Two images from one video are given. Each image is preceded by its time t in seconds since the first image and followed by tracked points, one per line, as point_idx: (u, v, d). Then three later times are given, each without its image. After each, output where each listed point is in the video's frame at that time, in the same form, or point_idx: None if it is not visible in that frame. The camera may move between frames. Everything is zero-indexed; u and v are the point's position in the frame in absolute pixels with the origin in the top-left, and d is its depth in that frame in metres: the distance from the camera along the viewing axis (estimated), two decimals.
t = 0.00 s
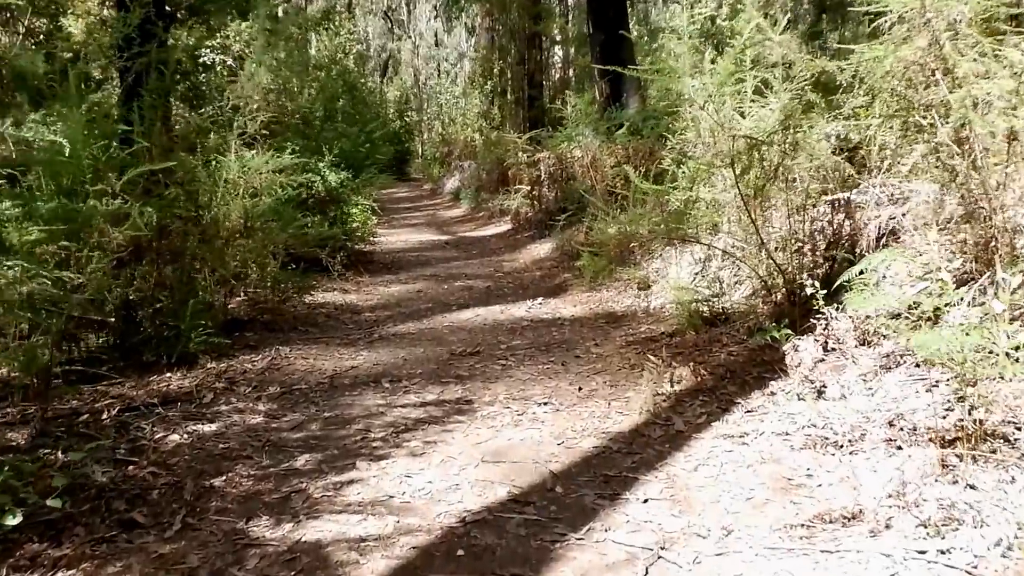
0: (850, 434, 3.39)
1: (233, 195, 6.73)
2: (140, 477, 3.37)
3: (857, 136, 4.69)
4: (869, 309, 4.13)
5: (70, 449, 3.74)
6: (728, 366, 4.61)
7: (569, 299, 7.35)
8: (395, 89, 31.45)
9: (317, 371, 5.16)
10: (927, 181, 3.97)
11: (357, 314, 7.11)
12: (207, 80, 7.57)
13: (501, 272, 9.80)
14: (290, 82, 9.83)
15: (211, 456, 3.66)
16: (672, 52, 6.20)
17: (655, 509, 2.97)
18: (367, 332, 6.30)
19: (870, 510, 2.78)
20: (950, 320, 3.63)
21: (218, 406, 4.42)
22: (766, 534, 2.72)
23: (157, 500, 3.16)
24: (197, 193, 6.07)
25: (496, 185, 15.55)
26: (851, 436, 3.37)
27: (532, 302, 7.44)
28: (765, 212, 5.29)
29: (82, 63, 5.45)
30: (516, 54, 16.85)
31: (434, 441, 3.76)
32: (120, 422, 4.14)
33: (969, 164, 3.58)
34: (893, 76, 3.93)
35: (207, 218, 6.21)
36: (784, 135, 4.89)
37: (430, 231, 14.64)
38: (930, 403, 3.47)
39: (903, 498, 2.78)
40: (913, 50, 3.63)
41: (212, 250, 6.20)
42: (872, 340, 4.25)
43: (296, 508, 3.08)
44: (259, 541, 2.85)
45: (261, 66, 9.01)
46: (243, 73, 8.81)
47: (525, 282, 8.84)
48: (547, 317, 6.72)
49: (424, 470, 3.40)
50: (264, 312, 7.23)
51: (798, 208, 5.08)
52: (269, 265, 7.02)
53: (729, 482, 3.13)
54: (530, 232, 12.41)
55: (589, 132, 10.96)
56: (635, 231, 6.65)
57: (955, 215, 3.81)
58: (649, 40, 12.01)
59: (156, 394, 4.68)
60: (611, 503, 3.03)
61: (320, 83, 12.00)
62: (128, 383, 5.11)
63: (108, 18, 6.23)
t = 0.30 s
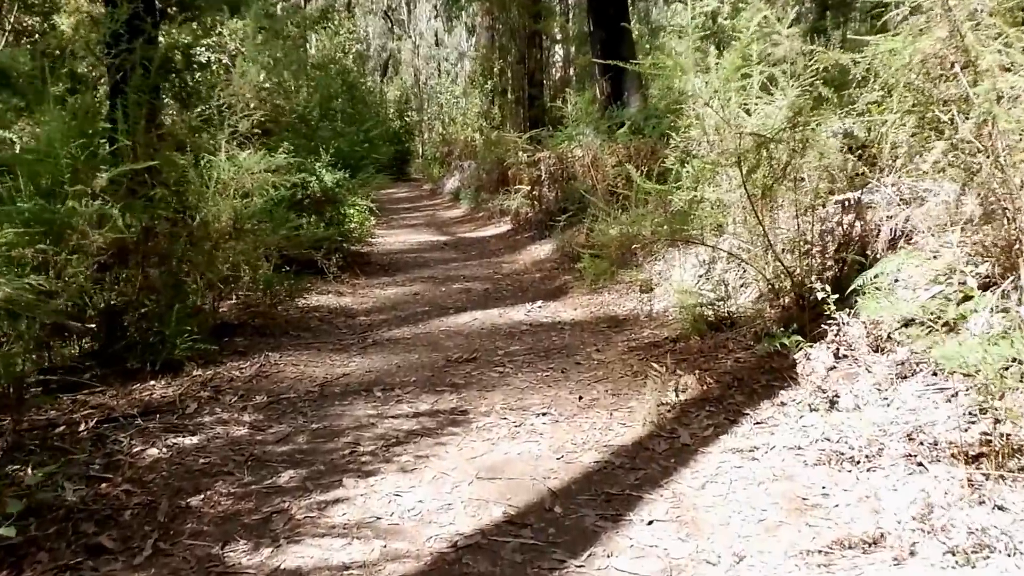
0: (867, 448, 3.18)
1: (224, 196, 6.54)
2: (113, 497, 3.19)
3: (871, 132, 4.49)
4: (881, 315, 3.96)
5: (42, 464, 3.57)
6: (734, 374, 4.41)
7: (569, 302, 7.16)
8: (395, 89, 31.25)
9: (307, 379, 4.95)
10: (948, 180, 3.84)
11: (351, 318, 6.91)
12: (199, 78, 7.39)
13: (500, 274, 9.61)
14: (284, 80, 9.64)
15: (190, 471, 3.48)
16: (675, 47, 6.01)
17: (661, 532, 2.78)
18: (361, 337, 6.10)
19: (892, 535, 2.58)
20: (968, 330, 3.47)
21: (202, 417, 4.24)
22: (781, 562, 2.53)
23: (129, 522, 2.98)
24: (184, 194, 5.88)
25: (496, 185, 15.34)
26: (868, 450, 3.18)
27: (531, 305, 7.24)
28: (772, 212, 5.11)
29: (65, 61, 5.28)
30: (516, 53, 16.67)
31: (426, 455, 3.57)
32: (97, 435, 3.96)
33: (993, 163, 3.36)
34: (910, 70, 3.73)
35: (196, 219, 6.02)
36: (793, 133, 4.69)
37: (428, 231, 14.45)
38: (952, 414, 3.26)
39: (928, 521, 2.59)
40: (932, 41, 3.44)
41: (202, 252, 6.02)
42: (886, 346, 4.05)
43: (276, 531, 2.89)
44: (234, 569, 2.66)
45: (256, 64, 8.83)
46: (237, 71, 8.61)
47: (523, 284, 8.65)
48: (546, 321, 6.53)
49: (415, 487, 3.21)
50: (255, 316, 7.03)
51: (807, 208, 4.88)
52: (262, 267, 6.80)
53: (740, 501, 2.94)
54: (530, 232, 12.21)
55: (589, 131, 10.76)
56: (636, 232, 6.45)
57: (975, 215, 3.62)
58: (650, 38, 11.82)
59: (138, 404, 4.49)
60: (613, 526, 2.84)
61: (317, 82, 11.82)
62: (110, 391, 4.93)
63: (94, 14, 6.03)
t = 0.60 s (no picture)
0: (883, 467, 3.00)
1: (212, 199, 6.35)
2: (81, 521, 3.02)
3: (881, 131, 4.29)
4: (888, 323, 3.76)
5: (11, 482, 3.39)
6: (739, 385, 4.24)
7: (568, 307, 6.97)
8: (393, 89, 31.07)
9: (295, 390, 4.75)
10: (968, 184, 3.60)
11: (343, 323, 6.71)
12: (189, 77, 7.21)
13: (496, 276, 9.42)
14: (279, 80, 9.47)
15: (166, 491, 3.30)
16: (677, 45, 5.84)
17: (666, 561, 2.62)
18: (352, 344, 5.92)
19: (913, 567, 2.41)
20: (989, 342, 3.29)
21: (182, 430, 4.05)
22: None
23: (96, 550, 2.81)
24: (168, 196, 5.68)
25: (493, 185, 15.16)
26: (883, 468, 2.99)
27: (529, 310, 7.05)
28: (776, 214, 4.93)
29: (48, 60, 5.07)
30: (514, 52, 16.51)
31: (416, 473, 3.38)
32: (72, 450, 3.78)
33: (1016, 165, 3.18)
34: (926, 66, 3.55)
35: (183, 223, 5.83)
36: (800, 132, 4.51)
37: (425, 232, 14.26)
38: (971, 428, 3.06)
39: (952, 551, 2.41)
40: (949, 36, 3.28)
41: (189, 257, 5.81)
42: (898, 356, 3.87)
43: (254, 559, 2.72)
44: None
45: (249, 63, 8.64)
46: (229, 69, 8.43)
47: (520, 287, 8.47)
48: (544, 326, 6.35)
49: (404, 510, 3.03)
50: (245, 321, 6.84)
51: (814, 211, 4.70)
52: (253, 272, 6.59)
53: (749, 526, 2.77)
54: (528, 234, 12.02)
55: (587, 131, 10.58)
56: (636, 235, 6.27)
57: (993, 219, 3.44)
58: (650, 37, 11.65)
59: (117, 416, 4.31)
60: (614, 553, 2.67)
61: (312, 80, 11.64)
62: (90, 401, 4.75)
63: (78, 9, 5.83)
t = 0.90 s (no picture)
0: (906, 485, 2.82)
1: (203, 198, 6.16)
2: (51, 544, 2.83)
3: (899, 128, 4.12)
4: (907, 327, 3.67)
5: None
6: (750, 394, 4.06)
7: (568, 310, 6.79)
8: (392, 88, 30.86)
9: (285, 397, 4.56)
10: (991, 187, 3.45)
11: (337, 327, 6.52)
12: (181, 74, 7.02)
13: (495, 278, 9.24)
14: (273, 77, 9.29)
15: (144, 509, 3.11)
16: (682, 41, 5.67)
17: None
18: (346, 348, 5.73)
19: None
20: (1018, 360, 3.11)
21: (166, 441, 3.86)
22: None
23: None
24: (156, 196, 5.49)
25: (492, 185, 14.96)
26: (907, 487, 2.81)
27: (528, 313, 6.86)
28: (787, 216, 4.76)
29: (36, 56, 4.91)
30: (513, 51, 16.34)
31: (409, 489, 3.20)
32: (47, 463, 3.59)
33: None
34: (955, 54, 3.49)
35: (173, 223, 5.63)
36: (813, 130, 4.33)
37: (423, 232, 14.07)
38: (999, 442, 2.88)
39: None
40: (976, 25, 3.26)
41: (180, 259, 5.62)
42: (916, 363, 3.70)
43: None
44: None
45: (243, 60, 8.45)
46: (222, 67, 8.23)
47: (519, 290, 8.28)
48: (544, 331, 6.16)
49: (396, 531, 2.84)
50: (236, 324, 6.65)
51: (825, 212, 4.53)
52: (247, 274, 6.38)
53: (766, 552, 2.59)
54: (527, 234, 11.83)
55: (588, 130, 10.40)
56: (639, 236, 6.08)
57: None
58: (650, 35, 11.48)
59: (99, 425, 4.12)
60: None
61: (310, 78, 11.46)
62: (72, 410, 4.56)
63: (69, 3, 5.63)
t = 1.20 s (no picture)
0: (938, 514, 2.63)
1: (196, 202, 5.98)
2: None
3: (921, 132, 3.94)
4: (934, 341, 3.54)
5: None
6: (764, 410, 3.89)
7: (571, 316, 6.61)
8: (391, 88, 30.64)
9: (278, 411, 4.36)
10: None
11: (334, 334, 6.31)
12: (174, 73, 6.83)
13: (496, 281, 9.05)
14: (269, 77, 9.10)
15: (125, 536, 2.93)
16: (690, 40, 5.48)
17: None
18: (341, 356, 5.54)
19: None
20: None
21: (151, 459, 3.67)
22: None
23: None
24: (145, 199, 5.30)
25: (492, 186, 14.76)
26: (939, 516, 2.63)
27: (530, 319, 6.68)
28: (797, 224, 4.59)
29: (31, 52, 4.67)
30: (513, 50, 16.16)
31: (406, 515, 3.02)
32: (25, 483, 3.40)
33: None
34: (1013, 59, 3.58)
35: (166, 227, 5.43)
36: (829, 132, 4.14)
37: (422, 234, 13.88)
38: None
39: None
40: None
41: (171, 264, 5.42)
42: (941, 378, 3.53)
43: None
44: None
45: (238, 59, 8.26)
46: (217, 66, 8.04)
47: (521, 294, 8.10)
48: (547, 338, 5.98)
49: (392, 564, 2.66)
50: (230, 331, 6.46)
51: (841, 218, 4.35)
52: (241, 279, 6.14)
53: None
54: (528, 236, 11.64)
55: (589, 131, 10.21)
56: (645, 241, 5.89)
57: None
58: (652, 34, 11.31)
59: (82, 441, 3.92)
60: None
61: (308, 77, 11.26)
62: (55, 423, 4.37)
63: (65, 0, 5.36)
